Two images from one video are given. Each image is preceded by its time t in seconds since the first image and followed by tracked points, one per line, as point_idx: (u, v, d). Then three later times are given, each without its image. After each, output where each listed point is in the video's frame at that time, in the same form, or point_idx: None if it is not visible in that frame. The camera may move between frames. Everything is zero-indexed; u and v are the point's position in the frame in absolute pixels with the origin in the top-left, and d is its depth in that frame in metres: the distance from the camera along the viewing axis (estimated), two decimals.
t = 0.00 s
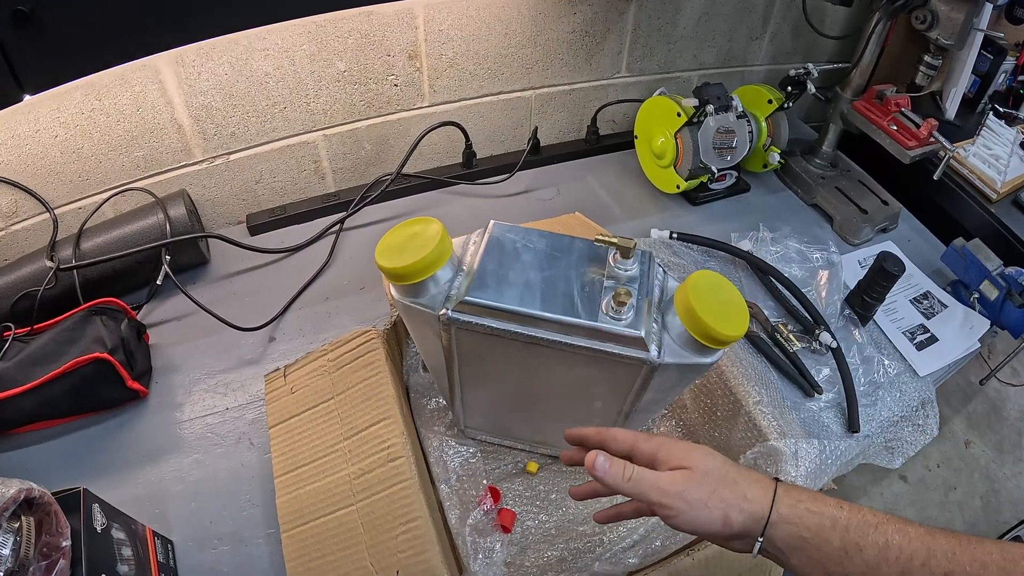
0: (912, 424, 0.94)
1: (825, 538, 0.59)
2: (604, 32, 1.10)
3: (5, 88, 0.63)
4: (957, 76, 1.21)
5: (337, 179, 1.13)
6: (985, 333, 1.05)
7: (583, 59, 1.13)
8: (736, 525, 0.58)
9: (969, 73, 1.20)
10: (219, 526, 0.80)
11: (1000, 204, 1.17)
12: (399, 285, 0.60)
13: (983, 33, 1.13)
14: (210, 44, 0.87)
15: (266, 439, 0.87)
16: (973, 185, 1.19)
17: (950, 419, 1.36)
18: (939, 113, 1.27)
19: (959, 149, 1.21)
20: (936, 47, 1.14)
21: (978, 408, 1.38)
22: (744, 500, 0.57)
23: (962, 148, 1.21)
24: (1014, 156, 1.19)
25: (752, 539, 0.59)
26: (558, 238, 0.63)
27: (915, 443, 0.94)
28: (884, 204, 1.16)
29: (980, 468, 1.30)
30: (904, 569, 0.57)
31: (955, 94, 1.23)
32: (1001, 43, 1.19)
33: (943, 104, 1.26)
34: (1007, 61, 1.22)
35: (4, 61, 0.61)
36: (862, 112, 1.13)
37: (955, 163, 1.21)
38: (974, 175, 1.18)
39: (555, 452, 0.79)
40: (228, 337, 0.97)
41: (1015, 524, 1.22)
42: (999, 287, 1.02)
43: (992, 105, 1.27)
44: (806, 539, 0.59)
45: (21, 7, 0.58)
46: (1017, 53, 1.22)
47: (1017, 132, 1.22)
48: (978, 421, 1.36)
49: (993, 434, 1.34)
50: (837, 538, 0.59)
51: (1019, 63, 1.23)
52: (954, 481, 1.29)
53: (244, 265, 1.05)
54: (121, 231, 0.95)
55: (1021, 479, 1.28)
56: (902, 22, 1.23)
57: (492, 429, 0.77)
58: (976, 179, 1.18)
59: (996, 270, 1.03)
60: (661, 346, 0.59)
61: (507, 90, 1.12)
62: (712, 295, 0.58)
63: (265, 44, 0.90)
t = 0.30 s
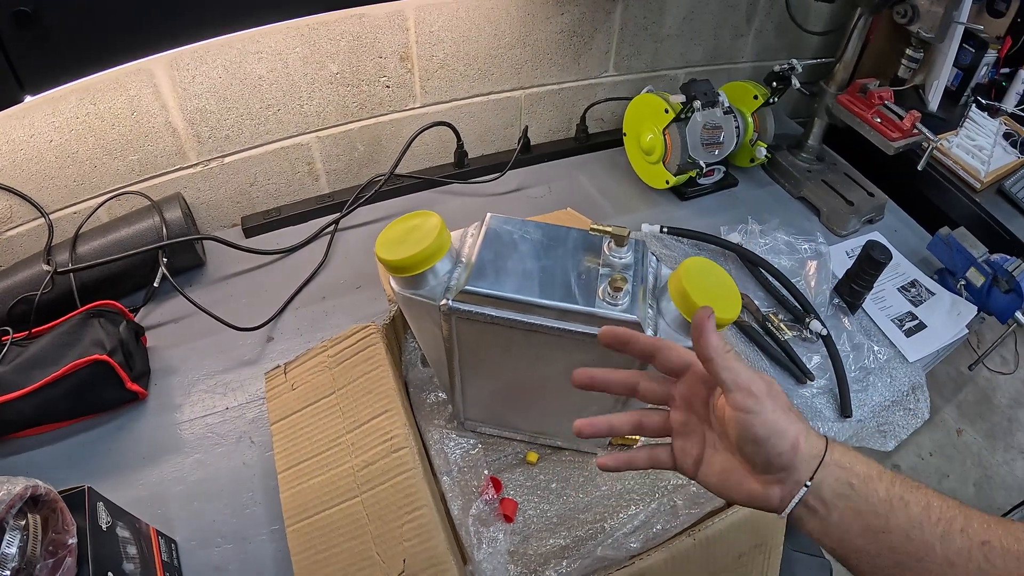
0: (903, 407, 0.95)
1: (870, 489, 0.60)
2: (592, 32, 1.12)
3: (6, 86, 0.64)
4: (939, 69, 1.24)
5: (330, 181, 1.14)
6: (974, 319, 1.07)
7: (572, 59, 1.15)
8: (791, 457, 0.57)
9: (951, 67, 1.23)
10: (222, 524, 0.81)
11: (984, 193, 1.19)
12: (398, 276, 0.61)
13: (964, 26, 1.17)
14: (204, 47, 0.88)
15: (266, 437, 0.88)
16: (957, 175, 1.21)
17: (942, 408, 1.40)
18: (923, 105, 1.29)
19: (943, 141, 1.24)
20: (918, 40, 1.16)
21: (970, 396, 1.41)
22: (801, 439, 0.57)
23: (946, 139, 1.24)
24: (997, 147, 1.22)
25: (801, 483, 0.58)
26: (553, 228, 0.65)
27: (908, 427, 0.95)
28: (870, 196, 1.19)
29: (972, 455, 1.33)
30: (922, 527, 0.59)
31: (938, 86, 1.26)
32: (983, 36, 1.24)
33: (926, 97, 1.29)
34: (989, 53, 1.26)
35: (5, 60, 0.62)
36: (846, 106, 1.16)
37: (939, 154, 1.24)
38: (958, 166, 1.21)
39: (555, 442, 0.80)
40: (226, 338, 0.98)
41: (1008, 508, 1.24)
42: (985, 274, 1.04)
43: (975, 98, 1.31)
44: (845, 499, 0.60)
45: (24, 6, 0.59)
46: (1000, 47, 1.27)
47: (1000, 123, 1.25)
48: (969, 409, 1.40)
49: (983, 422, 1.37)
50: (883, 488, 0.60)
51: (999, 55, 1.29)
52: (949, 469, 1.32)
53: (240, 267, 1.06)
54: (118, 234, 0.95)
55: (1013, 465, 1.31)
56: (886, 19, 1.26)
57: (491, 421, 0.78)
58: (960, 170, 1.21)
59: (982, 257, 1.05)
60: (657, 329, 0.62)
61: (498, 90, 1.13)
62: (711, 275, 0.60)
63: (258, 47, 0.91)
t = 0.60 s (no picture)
0: (890, 384, 1.02)
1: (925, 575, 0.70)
2: (587, 37, 1.18)
3: (44, 84, 0.66)
4: (917, 67, 1.30)
5: (339, 181, 1.18)
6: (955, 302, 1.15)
7: (568, 63, 1.20)
8: None
9: (928, 64, 1.29)
10: (249, 510, 0.84)
11: (963, 184, 1.28)
12: (425, 263, 0.65)
13: (939, 26, 1.22)
14: (220, 54, 0.91)
15: (289, 425, 0.91)
16: (937, 168, 1.30)
17: (930, 394, 1.48)
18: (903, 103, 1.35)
19: (924, 135, 1.32)
20: (896, 41, 1.24)
21: (955, 382, 1.51)
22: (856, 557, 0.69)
23: (927, 134, 1.32)
24: (975, 141, 1.32)
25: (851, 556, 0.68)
26: (567, 218, 0.70)
27: (894, 402, 1.02)
28: (854, 189, 1.26)
29: (960, 439, 1.42)
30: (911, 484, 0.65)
31: (917, 83, 1.32)
32: (961, 35, 1.31)
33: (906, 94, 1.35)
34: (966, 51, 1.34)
35: (45, 60, 0.65)
36: (830, 104, 1.24)
37: (918, 148, 1.32)
38: (938, 159, 1.29)
39: (566, 421, 0.85)
40: (244, 333, 1.01)
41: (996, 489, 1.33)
42: (964, 260, 1.11)
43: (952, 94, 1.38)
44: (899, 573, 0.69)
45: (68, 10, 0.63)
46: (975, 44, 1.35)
47: (977, 118, 1.36)
48: (956, 395, 1.48)
49: (970, 407, 1.46)
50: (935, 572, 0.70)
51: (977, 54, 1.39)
52: (937, 451, 1.40)
53: (253, 265, 1.09)
54: (134, 235, 0.98)
55: (998, 447, 1.40)
56: (863, 26, 1.33)
57: (508, 402, 0.83)
58: (940, 162, 1.29)
59: (961, 244, 1.11)
60: (664, 308, 0.66)
61: (498, 93, 1.19)
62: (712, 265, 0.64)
63: (272, 53, 0.95)
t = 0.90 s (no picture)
0: (880, 363, 1.05)
1: None
2: (581, 36, 1.22)
3: (70, 75, 0.69)
4: (897, 61, 1.35)
5: (342, 178, 1.20)
6: (941, 285, 1.19)
7: (563, 61, 1.24)
8: None
9: (909, 58, 1.33)
10: (265, 497, 0.85)
11: (946, 173, 1.34)
12: (440, 245, 0.68)
13: (919, 21, 1.27)
14: (228, 52, 0.94)
15: (302, 413, 0.93)
16: (920, 158, 1.36)
17: (920, 381, 1.54)
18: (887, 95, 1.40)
19: (906, 127, 1.38)
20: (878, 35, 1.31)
21: (944, 369, 1.57)
22: None
23: (908, 126, 1.38)
24: (957, 132, 1.37)
25: None
26: (574, 202, 0.73)
27: (886, 380, 1.04)
28: (840, 179, 1.32)
29: (950, 424, 1.47)
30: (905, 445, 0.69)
31: (899, 76, 1.36)
32: (940, 30, 1.37)
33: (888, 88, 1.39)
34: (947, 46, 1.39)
35: (71, 51, 0.67)
36: (815, 98, 1.29)
37: (901, 139, 1.38)
38: (920, 149, 1.35)
39: (572, 401, 0.89)
40: (253, 326, 1.03)
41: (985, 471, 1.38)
42: (948, 244, 1.16)
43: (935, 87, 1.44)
44: None
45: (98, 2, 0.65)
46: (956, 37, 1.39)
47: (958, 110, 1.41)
48: (946, 382, 1.54)
49: (959, 394, 1.52)
50: None
51: (958, 47, 1.43)
52: (928, 436, 1.45)
53: (259, 260, 1.11)
54: (142, 231, 0.99)
55: (989, 432, 1.45)
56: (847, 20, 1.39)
57: (516, 382, 0.86)
58: (922, 152, 1.35)
59: (945, 229, 1.17)
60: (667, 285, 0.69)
61: (496, 91, 1.22)
62: (714, 246, 0.67)
63: (278, 51, 0.97)
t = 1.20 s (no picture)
0: (872, 348, 1.09)
1: None
2: (572, 34, 1.24)
3: (79, 66, 0.70)
4: (882, 55, 1.40)
5: (338, 175, 1.21)
6: (929, 272, 1.22)
7: (555, 59, 1.27)
8: None
9: (893, 51, 1.39)
10: (270, 488, 0.85)
11: (931, 164, 1.37)
12: (444, 231, 0.69)
13: (902, 16, 1.31)
14: (227, 49, 0.95)
15: (305, 405, 0.94)
16: (905, 149, 1.38)
17: (910, 371, 1.57)
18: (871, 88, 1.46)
19: (891, 120, 1.40)
20: (862, 30, 1.32)
21: (933, 359, 1.60)
22: None
23: (894, 118, 1.40)
24: (940, 124, 1.40)
25: None
26: (574, 188, 0.75)
27: (877, 364, 1.08)
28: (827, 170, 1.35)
29: (941, 413, 1.50)
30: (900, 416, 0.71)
31: (882, 71, 1.43)
32: (922, 25, 1.43)
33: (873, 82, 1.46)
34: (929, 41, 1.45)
35: (81, 43, 0.68)
36: (802, 92, 1.33)
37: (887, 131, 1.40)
38: (906, 141, 1.38)
39: (573, 387, 0.91)
40: (253, 321, 1.03)
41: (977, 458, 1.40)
42: (935, 232, 1.19)
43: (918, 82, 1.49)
44: None
45: None
46: (938, 33, 1.44)
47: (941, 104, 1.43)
48: (935, 371, 1.58)
49: (948, 382, 1.55)
50: None
51: (941, 42, 1.48)
52: (919, 424, 1.48)
53: (258, 256, 1.12)
54: (141, 228, 1.00)
55: (979, 419, 1.49)
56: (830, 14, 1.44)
57: (518, 368, 0.88)
58: (908, 144, 1.38)
59: (931, 218, 1.20)
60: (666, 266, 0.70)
61: (490, 88, 1.24)
62: (712, 232, 0.68)
63: (277, 48, 0.98)
